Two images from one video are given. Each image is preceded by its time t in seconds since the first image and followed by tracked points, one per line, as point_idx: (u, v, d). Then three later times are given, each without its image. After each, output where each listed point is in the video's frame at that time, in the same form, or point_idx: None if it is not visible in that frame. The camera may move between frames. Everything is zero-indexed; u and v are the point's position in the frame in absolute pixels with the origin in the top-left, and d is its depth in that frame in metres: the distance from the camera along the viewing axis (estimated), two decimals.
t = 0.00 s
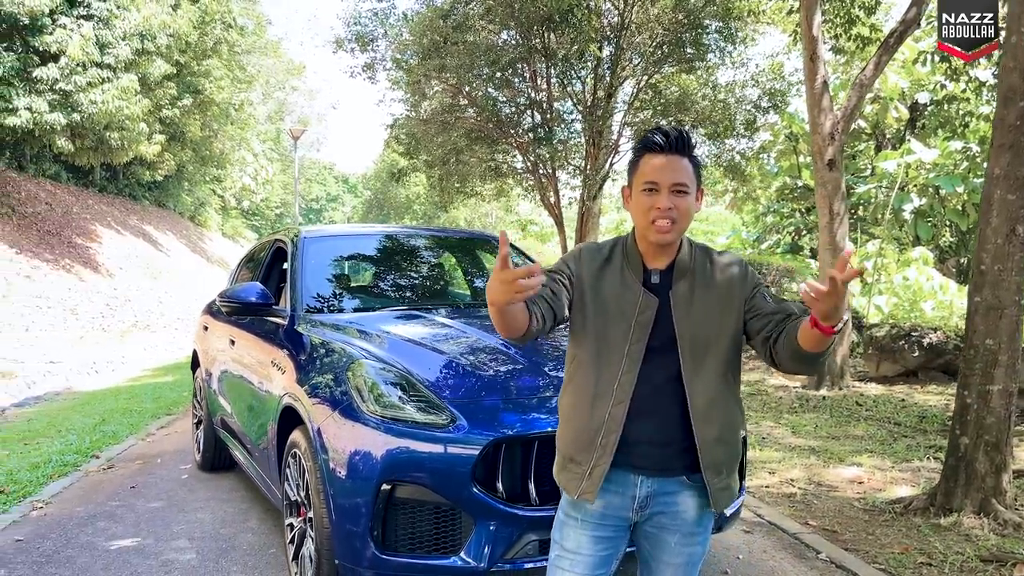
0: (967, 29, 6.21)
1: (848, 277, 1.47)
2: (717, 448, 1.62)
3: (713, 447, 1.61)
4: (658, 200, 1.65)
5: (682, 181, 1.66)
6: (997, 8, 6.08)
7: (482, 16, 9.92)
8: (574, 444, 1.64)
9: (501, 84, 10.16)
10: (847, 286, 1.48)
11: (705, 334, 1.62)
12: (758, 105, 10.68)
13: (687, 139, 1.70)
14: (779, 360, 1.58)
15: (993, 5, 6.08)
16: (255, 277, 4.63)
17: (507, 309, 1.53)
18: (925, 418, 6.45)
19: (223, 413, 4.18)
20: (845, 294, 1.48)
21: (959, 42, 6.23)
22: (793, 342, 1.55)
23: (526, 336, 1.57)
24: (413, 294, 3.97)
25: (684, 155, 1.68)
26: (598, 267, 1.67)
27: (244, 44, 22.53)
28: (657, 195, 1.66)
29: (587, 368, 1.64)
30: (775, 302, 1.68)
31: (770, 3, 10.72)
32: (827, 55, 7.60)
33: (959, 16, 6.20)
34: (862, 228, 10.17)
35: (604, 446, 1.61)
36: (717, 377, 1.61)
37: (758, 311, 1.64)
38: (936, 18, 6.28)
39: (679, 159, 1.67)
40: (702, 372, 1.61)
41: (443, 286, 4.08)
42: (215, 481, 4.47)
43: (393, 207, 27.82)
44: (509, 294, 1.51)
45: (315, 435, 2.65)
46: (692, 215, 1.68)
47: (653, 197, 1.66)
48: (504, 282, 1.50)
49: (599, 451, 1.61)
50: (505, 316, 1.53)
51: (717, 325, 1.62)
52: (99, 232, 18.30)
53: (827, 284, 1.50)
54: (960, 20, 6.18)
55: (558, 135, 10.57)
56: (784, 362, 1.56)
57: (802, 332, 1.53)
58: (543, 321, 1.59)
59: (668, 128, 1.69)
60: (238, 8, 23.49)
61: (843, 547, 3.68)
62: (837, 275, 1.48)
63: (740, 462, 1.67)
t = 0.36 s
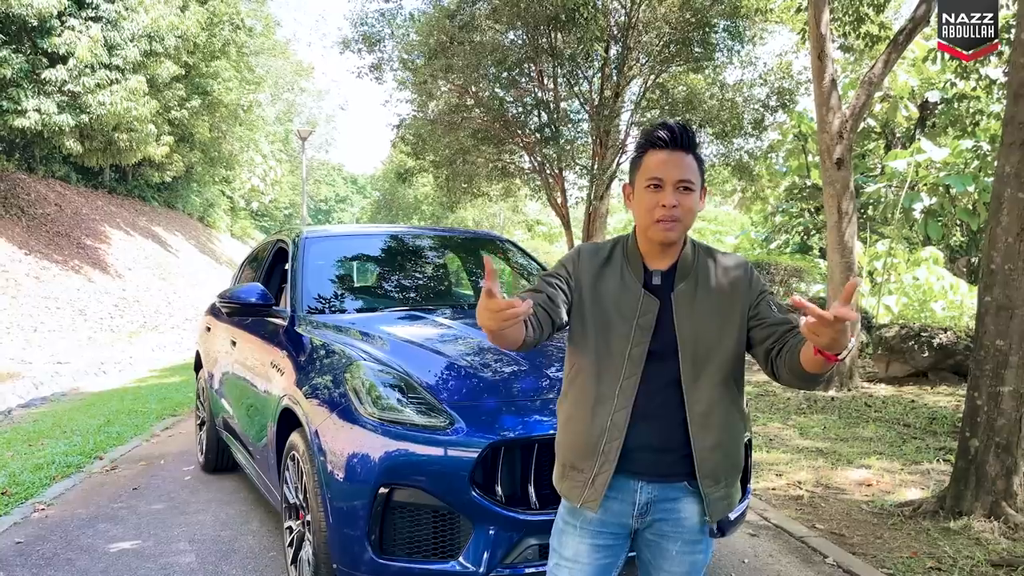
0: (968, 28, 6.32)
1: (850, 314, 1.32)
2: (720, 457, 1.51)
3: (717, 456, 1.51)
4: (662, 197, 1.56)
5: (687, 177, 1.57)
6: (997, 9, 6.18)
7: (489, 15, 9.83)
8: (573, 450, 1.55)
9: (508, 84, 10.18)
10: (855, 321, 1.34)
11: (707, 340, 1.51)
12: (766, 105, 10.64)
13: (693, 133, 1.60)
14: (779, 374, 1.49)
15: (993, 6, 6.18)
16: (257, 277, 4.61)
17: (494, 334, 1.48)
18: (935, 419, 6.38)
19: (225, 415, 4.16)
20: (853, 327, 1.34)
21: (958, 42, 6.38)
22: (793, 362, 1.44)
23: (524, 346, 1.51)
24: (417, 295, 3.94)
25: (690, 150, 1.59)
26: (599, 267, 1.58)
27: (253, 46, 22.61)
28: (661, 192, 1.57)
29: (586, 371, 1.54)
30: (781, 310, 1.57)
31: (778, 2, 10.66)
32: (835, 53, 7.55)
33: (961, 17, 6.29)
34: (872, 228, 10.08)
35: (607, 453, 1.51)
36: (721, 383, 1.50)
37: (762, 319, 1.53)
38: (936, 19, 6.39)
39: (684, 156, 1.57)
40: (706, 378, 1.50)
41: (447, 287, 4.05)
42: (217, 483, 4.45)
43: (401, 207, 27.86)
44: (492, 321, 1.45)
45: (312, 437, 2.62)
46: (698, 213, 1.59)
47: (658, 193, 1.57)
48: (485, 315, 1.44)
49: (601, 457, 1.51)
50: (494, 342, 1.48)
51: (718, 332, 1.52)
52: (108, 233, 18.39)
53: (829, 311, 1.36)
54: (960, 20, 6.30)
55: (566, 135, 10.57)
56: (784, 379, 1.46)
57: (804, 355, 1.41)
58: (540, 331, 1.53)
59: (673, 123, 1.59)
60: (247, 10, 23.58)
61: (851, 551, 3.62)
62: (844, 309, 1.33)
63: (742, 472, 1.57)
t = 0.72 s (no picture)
0: (967, 28, 6.22)
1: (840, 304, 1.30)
2: (716, 462, 1.46)
3: (713, 461, 1.45)
4: (660, 193, 1.50)
5: (685, 174, 1.51)
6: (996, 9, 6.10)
7: (492, 15, 9.82)
8: (567, 454, 1.48)
9: (511, 84, 10.14)
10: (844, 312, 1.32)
11: (703, 341, 1.46)
12: (771, 103, 10.60)
13: (691, 129, 1.55)
14: (772, 377, 1.44)
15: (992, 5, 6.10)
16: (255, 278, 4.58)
17: (487, 336, 1.42)
18: (941, 420, 6.32)
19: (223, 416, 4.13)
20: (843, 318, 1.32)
21: (958, 42, 6.27)
22: (785, 362, 1.40)
23: (517, 348, 1.44)
24: (418, 296, 3.90)
25: (687, 147, 1.53)
26: (594, 265, 1.52)
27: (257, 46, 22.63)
28: (659, 188, 1.51)
29: (581, 372, 1.48)
30: (776, 313, 1.53)
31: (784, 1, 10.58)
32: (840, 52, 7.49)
33: (960, 16, 6.20)
34: (878, 227, 10.00)
35: (602, 457, 1.45)
36: (717, 385, 1.45)
37: (758, 321, 1.48)
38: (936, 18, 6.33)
39: (681, 152, 1.52)
40: (702, 380, 1.45)
41: (447, 288, 4.01)
42: (215, 485, 4.42)
43: (406, 208, 27.87)
44: (483, 323, 1.38)
45: (306, 440, 2.58)
46: (696, 211, 1.53)
47: (655, 190, 1.50)
48: (476, 316, 1.38)
49: (597, 462, 1.44)
50: (486, 344, 1.42)
51: (715, 333, 1.46)
52: (113, 234, 18.43)
53: (819, 304, 1.34)
54: (960, 20, 6.18)
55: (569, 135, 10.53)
56: (778, 381, 1.42)
57: (797, 355, 1.37)
58: (533, 331, 1.46)
59: (671, 118, 1.54)
60: (252, 11, 23.60)
61: (855, 555, 3.57)
62: (832, 298, 1.31)
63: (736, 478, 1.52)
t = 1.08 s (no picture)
0: (968, 28, 6.16)
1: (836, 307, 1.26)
2: (709, 466, 1.42)
3: (706, 465, 1.42)
4: (651, 192, 1.47)
5: (677, 172, 1.48)
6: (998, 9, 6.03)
7: (494, 16, 9.77)
8: (557, 458, 1.45)
9: (515, 84, 10.12)
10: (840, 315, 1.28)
11: (695, 343, 1.43)
12: (776, 103, 10.57)
13: (683, 126, 1.52)
14: (766, 379, 1.41)
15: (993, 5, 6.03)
16: (253, 280, 4.56)
17: (474, 339, 1.39)
18: (947, 422, 6.26)
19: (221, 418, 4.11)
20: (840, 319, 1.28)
21: (960, 42, 6.21)
22: (780, 365, 1.37)
23: (505, 350, 1.41)
24: (419, 298, 3.86)
25: (679, 145, 1.50)
26: (585, 265, 1.49)
27: (262, 48, 22.67)
28: (650, 187, 1.47)
29: (570, 374, 1.45)
30: (770, 314, 1.50)
31: None
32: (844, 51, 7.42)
33: (961, 17, 6.13)
34: (884, 227, 9.94)
35: (592, 462, 1.42)
36: (710, 388, 1.42)
37: (752, 323, 1.45)
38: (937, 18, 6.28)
39: (672, 150, 1.49)
40: (695, 382, 1.41)
41: (448, 290, 3.97)
42: (215, 488, 4.41)
43: (412, 209, 27.88)
44: (469, 326, 1.35)
45: (300, 443, 2.55)
46: (687, 211, 1.50)
47: (647, 188, 1.47)
48: (461, 319, 1.35)
49: (587, 467, 1.41)
50: (472, 347, 1.39)
51: (708, 335, 1.43)
52: (119, 236, 18.47)
53: (815, 307, 1.29)
54: (961, 20, 6.13)
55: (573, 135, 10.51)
56: (772, 385, 1.38)
57: (793, 358, 1.34)
58: (522, 333, 1.43)
59: (662, 115, 1.50)
60: (257, 13, 23.64)
61: (859, 559, 3.53)
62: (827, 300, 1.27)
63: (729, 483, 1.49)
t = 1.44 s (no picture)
0: (967, 29, 6.14)
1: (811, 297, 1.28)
2: (700, 472, 1.41)
3: (697, 470, 1.41)
4: (642, 195, 1.46)
5: (667, 175, 1.47)
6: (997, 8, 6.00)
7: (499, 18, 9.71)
8: (547, 464, 1.44)
9: (521, 87, 10.12)
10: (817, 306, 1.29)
11: (686, 347, 1.41)
12: (783, 104, 10.54)
13: (674, 128, 1.50)
14: (756, 381, 1.40)
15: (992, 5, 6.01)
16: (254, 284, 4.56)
17: (460, 343, 1.38)
18: (955, 425, 6.21)
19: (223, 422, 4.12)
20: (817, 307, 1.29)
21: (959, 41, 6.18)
22: (768, 362, 1.36)
23: (493, 353, 1.40)
24: (422, 302, 3.85)
25: (670, 146, 1.49)
26: (575, 269, 1.49)
27: (270, 52, 22.76)
28: (641, 190, 1.46)
29: (561, 380, 1.44)
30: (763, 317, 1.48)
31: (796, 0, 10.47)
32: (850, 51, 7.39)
33: (960, 16, 6.11)
34: (892, 229, 9.89)
35: (582, 469, 1.41)
36: (703, 393, 1.41)
37: (743, 326, 1.43)
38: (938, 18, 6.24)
39: (663, 152, 1.47)
40: (686, 387, 1.40)
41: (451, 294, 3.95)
42: (218, 492, 4.41)
43: (420, 212, 27.91)
44: (457, 328, 1.34)
45: (297, 448, 2.55)
46: (678, 213, 1.49)
47: (637, 191, 1.46)
48: (449, 321, 1.34)
49: (576, 473, 1.40)
50: (460, 351, 1.38)
51: (699, 338, 1.42)
52: (129, 240, 18.59)
53: (790, 297, 1.31)
54: (960, 20, 6.11)
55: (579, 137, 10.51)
56: (761, 386, 1.38)
57: (783, 361, 1.33)
58: (511, 338, 1.42)
59: (652, 118, 1.49)
60: (265, 17, 23.75)
61: (863, 564, 3.50)
62: (799, 289, 1.29)
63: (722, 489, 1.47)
